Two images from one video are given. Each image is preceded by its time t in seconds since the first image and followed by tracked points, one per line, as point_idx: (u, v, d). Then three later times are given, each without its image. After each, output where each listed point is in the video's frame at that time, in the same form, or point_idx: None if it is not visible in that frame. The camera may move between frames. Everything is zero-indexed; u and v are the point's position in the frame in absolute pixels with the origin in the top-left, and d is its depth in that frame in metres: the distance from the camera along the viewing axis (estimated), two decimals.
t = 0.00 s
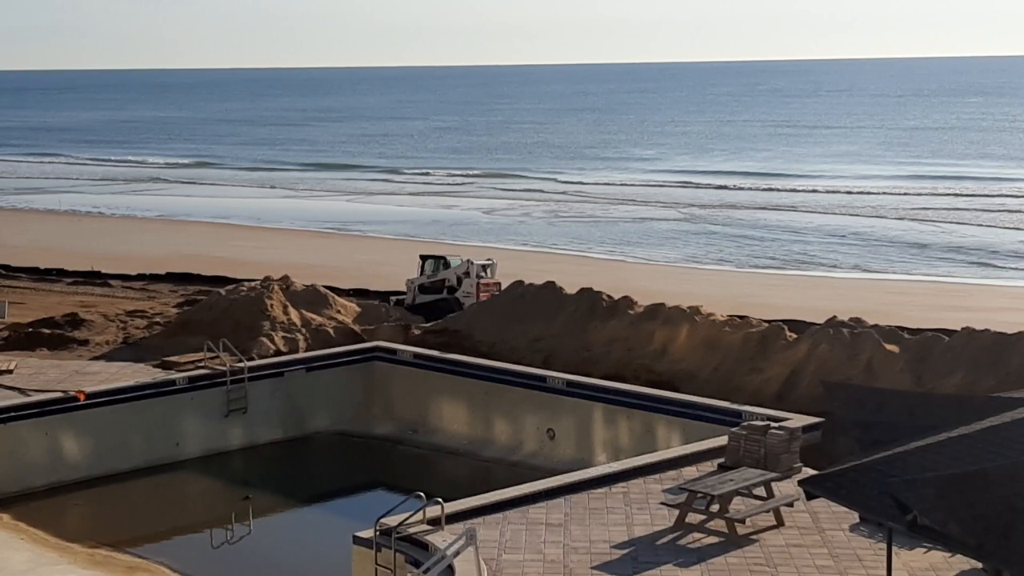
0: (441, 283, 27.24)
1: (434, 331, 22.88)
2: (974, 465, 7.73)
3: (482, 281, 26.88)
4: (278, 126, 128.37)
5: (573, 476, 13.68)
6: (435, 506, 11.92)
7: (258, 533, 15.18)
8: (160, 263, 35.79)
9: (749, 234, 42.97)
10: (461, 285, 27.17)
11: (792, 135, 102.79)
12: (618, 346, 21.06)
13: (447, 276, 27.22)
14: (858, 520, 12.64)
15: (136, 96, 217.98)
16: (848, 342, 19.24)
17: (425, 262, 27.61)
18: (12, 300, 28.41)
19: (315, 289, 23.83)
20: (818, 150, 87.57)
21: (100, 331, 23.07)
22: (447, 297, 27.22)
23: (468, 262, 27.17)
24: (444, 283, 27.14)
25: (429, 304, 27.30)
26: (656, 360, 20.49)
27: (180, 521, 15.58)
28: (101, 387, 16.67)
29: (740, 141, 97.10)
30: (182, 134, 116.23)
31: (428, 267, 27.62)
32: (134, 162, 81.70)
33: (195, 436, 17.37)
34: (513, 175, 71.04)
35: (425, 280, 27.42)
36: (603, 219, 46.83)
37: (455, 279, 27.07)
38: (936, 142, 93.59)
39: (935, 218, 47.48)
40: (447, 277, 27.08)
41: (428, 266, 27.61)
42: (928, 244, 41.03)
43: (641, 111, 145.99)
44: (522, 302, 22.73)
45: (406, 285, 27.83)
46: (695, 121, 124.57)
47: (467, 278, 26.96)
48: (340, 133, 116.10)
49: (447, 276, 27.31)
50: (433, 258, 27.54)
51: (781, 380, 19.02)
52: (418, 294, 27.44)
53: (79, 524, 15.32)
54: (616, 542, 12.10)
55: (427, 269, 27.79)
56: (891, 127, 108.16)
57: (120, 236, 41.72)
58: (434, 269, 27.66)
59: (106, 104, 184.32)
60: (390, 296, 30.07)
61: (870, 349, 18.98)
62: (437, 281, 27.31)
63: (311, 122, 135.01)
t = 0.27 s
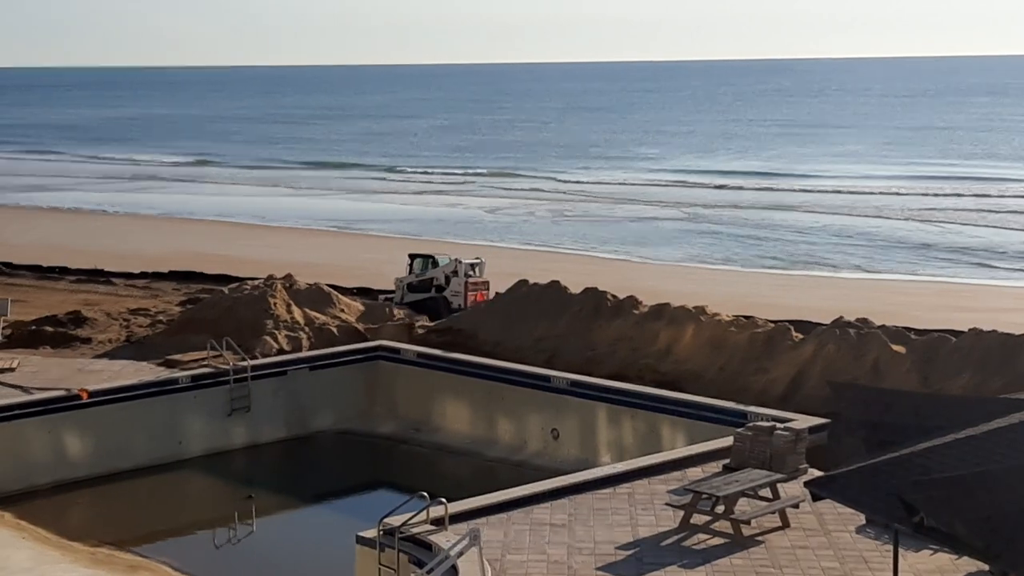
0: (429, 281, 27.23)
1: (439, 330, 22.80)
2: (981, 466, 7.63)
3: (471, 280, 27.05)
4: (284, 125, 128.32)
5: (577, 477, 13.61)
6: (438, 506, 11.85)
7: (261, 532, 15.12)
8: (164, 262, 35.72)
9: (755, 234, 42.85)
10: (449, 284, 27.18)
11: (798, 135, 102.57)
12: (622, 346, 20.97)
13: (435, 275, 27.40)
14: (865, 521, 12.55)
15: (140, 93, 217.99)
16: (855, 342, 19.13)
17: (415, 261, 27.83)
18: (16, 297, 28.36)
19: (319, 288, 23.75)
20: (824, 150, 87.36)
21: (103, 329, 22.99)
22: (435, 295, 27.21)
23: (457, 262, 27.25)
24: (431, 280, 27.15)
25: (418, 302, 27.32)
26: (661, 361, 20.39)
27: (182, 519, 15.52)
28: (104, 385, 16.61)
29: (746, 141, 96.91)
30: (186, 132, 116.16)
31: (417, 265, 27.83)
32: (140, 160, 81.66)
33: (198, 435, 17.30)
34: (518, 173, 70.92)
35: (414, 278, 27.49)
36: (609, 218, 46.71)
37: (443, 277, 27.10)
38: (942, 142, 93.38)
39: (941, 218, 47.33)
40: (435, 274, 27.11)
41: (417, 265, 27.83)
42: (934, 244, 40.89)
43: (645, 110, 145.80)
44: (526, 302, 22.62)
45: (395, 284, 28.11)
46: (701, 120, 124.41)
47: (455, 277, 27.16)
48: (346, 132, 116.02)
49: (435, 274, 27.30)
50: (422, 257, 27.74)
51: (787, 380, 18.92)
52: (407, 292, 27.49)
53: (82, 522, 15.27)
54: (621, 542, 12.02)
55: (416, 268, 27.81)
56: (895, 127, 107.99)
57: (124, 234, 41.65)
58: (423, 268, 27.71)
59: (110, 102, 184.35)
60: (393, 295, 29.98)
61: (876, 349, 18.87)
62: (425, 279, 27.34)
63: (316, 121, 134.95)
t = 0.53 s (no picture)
0: (419, 280, 27.65)
1: (444, 329, 22.89)
2: (983, 466, 7.71)
3: (460, 279, 27.48)
4: (289, 125, 128.46)
5: (582, 476, 13.70)
6: (444, 504, 11.92)
7: (267, 530, 15.21)
8: (170, 261, 35.81)
9: (759, 234, 42.89)
10: (439, 283, 27.60)
11: (802, 135, 102.53)
12: (627, 346, 21.02)
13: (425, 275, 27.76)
14: (868, 520, 12.62)
15: (144, 93, 218.17)
16: (859, 342, 19.19)
17: (405, 259, 28.16)
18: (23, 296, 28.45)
19: (324, 287, 23.83)
20: (828, 151, 87.34)
21: (111, 328, 23.06)
22: (424, 294, 27.63)
23: (446, 261, 27.68)
24: (421, 280, 27.56)
25: (408, 300, 27.76)
26: (665, 360, 20.43)
27: (189, 518, 15.60)
28: (111, 384, 16.71)
29: (749, 141, 96.90)
30: (191, 132, 116.29)
31: (407, 264, 28.18)
32: (145, 160, 81.76)
33: (204, 433, 17.38)
34: (522, 173, 70.95)
35: (404, 277, 27.91)
36: (613, 218, 46.77)
37: (432, 277, 27.52)
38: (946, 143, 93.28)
39: (945, 219, 47.33)
40: (425, 274, 27.51)
41: (408, 263, 28.18)
42: (938, 245, 40.92)
43: (649, 110, 145.80)
44: (531, 301, 22.66)
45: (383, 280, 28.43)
46: (705, 121, 124.41)
47: (445, 277, 27.57)
48: (350, 132, 116.09)
49: (425, 273, 27.71)
50: (413, 255, 28.10)
51: (791, 379, 18.97)
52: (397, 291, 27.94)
53: (89, 521, 15.35)
54: (625, 541, 12.09)
55: (406, 267, 28.23)
56: (899, 128, 107.94)
57: (130, 234, 41.75)
58: (413, 266, 28.15)
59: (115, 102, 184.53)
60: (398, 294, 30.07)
61: (880, 349, 18.95)
62: (414, 278, 27.74)
63: (321, 121, 135.06)
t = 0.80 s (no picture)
0: (415, 278, 27.61)
1: (455, 328, 22.89)
2: (998, 467, 7.68)
3: (456, 278, 27.45)
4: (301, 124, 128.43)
5: (593, 475, 13.70)
6: (455, 503, 11.91)
7: (279, 528, 15.24)
8: (182, 260, 35.81)
9: (772, 234, 42.73)
10: (435, 282, 27.56)
11: (816, 134, 102.06)
12: (638, 345, 20.99)
13: (421, 273, 27.66)
14: (880, 520, 12.59)
15: (156, 92, 218.47)
16: (872, 342, 19.14)
17: (401, 258, 28.04)
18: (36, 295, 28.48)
19: (336, 286, 23.84)
20: (842, 150, 86.99)
21: (123, 326, 23.09)
22: (421, 293, 27.60)
23: (442, 260, 27.66)
24: (417, 278, 27.51)
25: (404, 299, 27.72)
26: (677, 359, 20.40)
27: (201, 516, 15.64)
28: (123, 382, 16.73)
29: (762, 140, 96.55)
30: (203, 131, 116.36)
31: (403, 262, 28.06)
32: (158, 159, 81.76)
33: (216, 432, 17.41)
34: (534, 172, 70.78)
35: (400, 275, 27.87)
36: (625, 218, 46.64)
37: (428, 275, 27.48)
38: (960, 142, 92.86)
39: (959, 219, 47.10)
40: (421, 272, 27.46)
41: (403, 262, 28.06)
42: (952, 245, 40.70)
43: (660, 109, 145.53)
44: (542, 300, 22.64)
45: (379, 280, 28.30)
46: (717, 120, 124.04)
47: (441, 275, 27.50)
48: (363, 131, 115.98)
49: (421, 271, 27.68)
50: (409, 254, 27.98)
51: (803, 379, 18.94)
52: (393, 290, 27.90)
53: (102, 519, 15.39)
54: (636, 540, 12.09)
55: (402, 265, 28.18)
56: (913, 127, 107.45)
57: (142, 232, 41.78)
58: (409, 265, 28.10)
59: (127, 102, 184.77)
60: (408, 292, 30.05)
61: (892, 349, 18.89)
62: (410, 276, 27.68)
63: (334, 120, 134.98)
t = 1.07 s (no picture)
0: (430, 277, 27.67)
1: (485, 328, 22.89)
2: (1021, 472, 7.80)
3: (471, 278, 27.54)
4: (331, 125, 128.77)
5: (623, 476, 13.68)
6: (484, 504, 11.92)
7: (309, 528, 15.28)
8: (213, 260, 35.96)
9: (803, 234, 42.53)
10: (450, 281, 27.67)
11: (846, 134, 101.50)
12: (669, 345, 20.92)
13: (436, 272, 27.73)
14: (912, 522, 12.51)
15: (187, 92, 219.66)
16: (903, 342, 18.99)
17: (415, 256, 28.00)
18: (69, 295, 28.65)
19: (366, 285, 23.89)
20: (872, 150, 86.48)
21: (155, 326, 23.20)
22: (436, 292, 27.68)
23: (458, 260, 27.74)
24: (433, 278, 27.58)
25: (420, 298, 27.80)
26: (707, 360, 20.33)
27: (232, 515, 15.71)
28: (155, 381, 16.81)
29: (791, 140, 96.10)
30: (234, 132, 116.93)
31: (417, 261, 28.04)
32: (189, 160, 82.12)
33: (247, 431, 17.49)
34: (563, 172, 70.71)
35: (416, 274, 27.93)
36: (655, 218, 46.52)
37: (444, 275, 27.55)
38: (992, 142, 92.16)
39: (992, 220, 46.73)
40: (436, 272, 27.53)
41: (417, 260, 28.03)
42: (984, 245, 40.40)
43: (690, 108, 145.18)
44: (572, 300, 22.60)
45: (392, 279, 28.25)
46: (747, 119, 123.56)
47: (455, 275, 27.63)
48: (392, 132, 116.15)
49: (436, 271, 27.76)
50: (423, 252, 27.95)
51: (834, 380, 18.83)
52: (409, 289, 27.96)
53: (134, 518, 15.49)
54: (666, 541, 12.06)
55: (417, 263, 28.21)
56: (944, 126, 106.69)
57: (174, 233, 41.98)
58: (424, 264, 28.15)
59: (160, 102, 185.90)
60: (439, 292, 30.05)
61: (925, 349, 18.71)
62: (426, 276, 27.74)
63: (363, 120, 135.26)
